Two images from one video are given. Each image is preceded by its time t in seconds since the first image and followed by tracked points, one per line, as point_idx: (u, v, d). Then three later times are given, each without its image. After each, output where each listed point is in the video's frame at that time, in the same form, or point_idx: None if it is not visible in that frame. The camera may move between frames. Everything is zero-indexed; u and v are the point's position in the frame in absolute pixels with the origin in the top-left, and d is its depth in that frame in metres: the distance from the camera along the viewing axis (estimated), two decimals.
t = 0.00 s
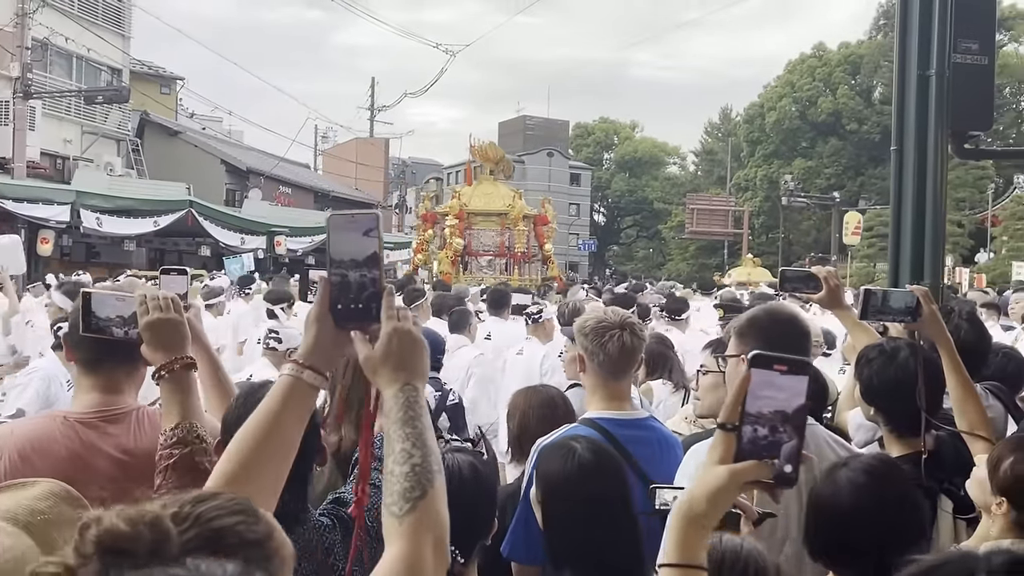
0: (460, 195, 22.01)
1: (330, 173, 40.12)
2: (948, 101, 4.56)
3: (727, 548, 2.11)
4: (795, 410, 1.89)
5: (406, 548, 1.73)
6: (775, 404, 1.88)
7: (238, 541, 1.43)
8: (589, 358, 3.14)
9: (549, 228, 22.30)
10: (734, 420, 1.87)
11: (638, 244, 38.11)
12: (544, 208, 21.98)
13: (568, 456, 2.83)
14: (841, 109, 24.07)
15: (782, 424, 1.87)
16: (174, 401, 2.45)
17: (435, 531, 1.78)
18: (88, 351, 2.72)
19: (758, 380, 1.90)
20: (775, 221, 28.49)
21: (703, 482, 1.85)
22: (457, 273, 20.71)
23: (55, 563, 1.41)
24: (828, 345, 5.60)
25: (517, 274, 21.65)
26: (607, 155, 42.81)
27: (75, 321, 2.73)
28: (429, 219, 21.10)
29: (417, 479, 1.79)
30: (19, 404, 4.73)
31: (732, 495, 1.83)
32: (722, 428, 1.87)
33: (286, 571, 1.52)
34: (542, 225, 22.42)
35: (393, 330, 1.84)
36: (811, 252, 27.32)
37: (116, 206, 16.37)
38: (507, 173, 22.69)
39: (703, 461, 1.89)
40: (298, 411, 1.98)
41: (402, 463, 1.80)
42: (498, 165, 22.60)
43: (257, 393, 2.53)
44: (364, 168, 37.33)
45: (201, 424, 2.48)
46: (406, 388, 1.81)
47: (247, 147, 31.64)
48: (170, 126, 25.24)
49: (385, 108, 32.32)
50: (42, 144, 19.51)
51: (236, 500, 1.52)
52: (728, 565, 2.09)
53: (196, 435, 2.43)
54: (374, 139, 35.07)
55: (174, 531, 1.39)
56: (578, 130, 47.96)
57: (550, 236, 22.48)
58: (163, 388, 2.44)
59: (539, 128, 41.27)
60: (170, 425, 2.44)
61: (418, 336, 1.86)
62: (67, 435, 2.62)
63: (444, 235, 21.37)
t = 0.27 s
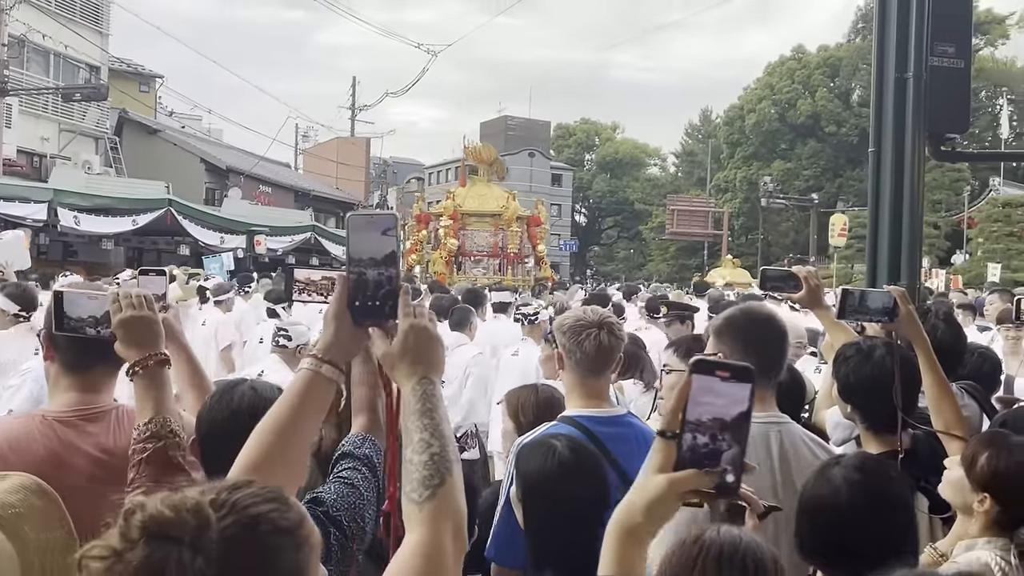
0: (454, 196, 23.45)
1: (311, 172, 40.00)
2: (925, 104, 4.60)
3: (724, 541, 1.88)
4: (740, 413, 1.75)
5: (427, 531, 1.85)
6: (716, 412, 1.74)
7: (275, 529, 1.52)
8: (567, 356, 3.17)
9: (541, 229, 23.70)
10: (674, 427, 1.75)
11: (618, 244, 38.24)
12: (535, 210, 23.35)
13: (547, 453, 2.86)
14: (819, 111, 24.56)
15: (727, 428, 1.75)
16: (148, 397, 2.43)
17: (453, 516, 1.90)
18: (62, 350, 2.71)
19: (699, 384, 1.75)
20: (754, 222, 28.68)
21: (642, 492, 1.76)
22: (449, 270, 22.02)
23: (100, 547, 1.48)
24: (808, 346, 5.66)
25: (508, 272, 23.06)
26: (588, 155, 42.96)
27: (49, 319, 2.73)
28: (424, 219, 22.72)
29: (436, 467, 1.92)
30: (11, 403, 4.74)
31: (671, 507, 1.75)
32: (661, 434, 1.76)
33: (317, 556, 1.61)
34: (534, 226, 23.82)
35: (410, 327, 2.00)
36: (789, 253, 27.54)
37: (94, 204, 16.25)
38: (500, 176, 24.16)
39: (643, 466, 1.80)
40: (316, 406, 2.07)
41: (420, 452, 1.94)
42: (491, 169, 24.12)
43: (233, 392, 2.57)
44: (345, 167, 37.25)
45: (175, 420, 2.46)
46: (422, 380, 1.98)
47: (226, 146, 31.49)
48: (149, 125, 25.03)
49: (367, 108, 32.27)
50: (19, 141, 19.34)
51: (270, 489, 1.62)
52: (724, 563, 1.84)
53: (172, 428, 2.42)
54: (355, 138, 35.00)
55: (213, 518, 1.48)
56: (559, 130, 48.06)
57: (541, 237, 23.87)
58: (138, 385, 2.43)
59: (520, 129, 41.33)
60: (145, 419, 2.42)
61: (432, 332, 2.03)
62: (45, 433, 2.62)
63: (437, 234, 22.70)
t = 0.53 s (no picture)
0: (439, 195, 24.90)
1: (281, 168, 39.61)
2: (891, 104, 4.64)
3: (722, 537, 1.87)
4: (651, 421, 1.71)
5: (414, 525, 1.80)
6: (627, 418, 1.71)
7: (267, 528, 1.43)
8: (532, 354, 3.16)
9: (524, 228, 25.17)
10: (588, 434, 1.71)
11: (591, 242, 38.32)
12: (518, 209, 24.79)
13: (522, 449, 2.88)
14: (790, 108, 23.80)
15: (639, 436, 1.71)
16: (111, 391, 2.38)
17: (440, 511, 1.86)
18: (23, 350, 2.67)
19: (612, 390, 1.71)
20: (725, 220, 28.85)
21: (553, 502, 1.71)
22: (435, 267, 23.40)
23: (96, 557, 1.39)
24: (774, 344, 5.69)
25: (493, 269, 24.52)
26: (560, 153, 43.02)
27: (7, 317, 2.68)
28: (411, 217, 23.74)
29: (423, 459, 1.90)
30: None
31: (583, 517, 1.69)
32: (576, 442, 1.70)
33: (306, 552, 1.53)
34: (517, 225, 25.30)
35: (400, 321, 1.97)
36: (759, 252, 27.74)
37: (60, 199, 15.81)
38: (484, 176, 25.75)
39: (557, 476, 1.74)
40: (309, 398, 2.05)
41: (409, 444, 1.91)
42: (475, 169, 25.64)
43: (188, 389, 2.52)
44: (317, 163, 37.01)
45: (136, 414, 2.40)
46: (412, 373, 1.94)
47: (196, 141, 31.16)
48: (117, 119, 24.62)
49: (338, 104, 32.07)
50: None
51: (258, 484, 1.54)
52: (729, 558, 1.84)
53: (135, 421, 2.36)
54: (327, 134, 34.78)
55: (203, 520, 1.39)
56: (532, 128, 48.09)
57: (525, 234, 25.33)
58: (100, 380, 2.38)
59: (493, 126, 41.30)
60: (107, 413, 2.36)
61: (423, 328, 2.00)
62: (5, 432, 2.58)
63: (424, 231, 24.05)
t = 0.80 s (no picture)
0: (428, 192, 25.32)
1: (258, 162, 39.40)
2: (861, 103, 4.68)
3: (696, 537, 1.83)
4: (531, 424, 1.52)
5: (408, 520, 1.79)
6: (508, 423, 1.50)
7: (264, 533, 1.50)
8: (501, 351, 3.16)
9: (513, 224, 25.70)
10: (463, 442, 1.47)
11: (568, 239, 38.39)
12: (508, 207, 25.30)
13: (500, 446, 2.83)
14: (766, 109, 24.45)
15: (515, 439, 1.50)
16: (81, 394, 2.35)
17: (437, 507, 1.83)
18: None
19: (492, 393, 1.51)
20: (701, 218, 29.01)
21: (425, 510, 1.50)
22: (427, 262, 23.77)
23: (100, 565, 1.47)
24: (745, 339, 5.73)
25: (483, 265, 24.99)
26: (538, 150, 43.07)
27: None
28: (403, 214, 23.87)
29: (421, 452, 1.85)
30: None
31: (452, 529, 1.49)
32: (449, 450, 1.48)
33: (304, 547, 1.59)
34: (506, 221, 25.85)
35: (396, 317, 1.90)
36: (735, 248, 27.91)
37: (31, 193, 15.61)
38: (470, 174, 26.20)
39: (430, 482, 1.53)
40: (304, 392, 2.08)
41: (405, 438, 1.85)
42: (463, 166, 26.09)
43: (146, 386, 2.49)
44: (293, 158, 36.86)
45: (106, 413, 2.38)
46: (407, 370, 1.88)
47: (171, 134, 30.95)
48: (90, 112, 24.42)
49: (315, 98, 31.93)
50: None
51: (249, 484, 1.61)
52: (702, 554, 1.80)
53: (105, 423, 2.32)
54: (304, 129, 34.66)
55: (203, 529, 1.47)
56: (511, 124, 48.09)
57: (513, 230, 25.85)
58: (67, 382, 2.36)
59: (471, 122, 41.27)
60: (76, 415, 2.33)
61: (419, 326, 1.93)
62: None
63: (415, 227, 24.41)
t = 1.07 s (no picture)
0: (415, 187, 25.70)
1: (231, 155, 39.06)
2: (831, 99, 4.72)
3: (654, 538, 1.83)
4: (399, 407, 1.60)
5: (419, 497, 1.88)
6: (392, 398, 1.60)
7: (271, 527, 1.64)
8: (467, 347, 3.15)
9: (498, 220, 26.25)
10: (330, 429, 1.59)
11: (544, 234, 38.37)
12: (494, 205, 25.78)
13: (477, 442, 2.77)
14: (742, 104, 23.86)
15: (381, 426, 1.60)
16: (41, 390, 2.30)
17: (443, 482, 1.95)
18: None
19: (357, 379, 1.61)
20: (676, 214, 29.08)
21: (298, 507, 1.58)
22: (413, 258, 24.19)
23: None
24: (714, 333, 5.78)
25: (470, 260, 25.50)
26: (515, 144, 43.00)
27: None
28: (391, 208, 24.44)
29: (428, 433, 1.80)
30: None
31: (326, 525, 1.58)
32: (316, 444, 1.60)
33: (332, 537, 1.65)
34: (492, 218, 26.49)
35: (392, 305, 2.03)
36: (710, 244, 28.00)
37: None
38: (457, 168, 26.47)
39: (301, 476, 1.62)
40: (306, 382, 2.13)
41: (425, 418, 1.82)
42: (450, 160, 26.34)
43: (99, 378, 2.59)
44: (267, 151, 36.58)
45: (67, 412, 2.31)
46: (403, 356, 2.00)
47: (143, 127, 30.61)
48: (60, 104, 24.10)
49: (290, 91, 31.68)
50: None
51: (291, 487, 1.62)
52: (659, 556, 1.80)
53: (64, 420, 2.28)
54: (278, 122, 34.40)
55: (221, 520, 1.69)
56: (487, 119, 47.96)
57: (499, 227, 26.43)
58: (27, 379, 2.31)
59: (447, 116, 41.12)
60: (36, 412, 2.28)
61: (413, 309, 2.07)
62: None
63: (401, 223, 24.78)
